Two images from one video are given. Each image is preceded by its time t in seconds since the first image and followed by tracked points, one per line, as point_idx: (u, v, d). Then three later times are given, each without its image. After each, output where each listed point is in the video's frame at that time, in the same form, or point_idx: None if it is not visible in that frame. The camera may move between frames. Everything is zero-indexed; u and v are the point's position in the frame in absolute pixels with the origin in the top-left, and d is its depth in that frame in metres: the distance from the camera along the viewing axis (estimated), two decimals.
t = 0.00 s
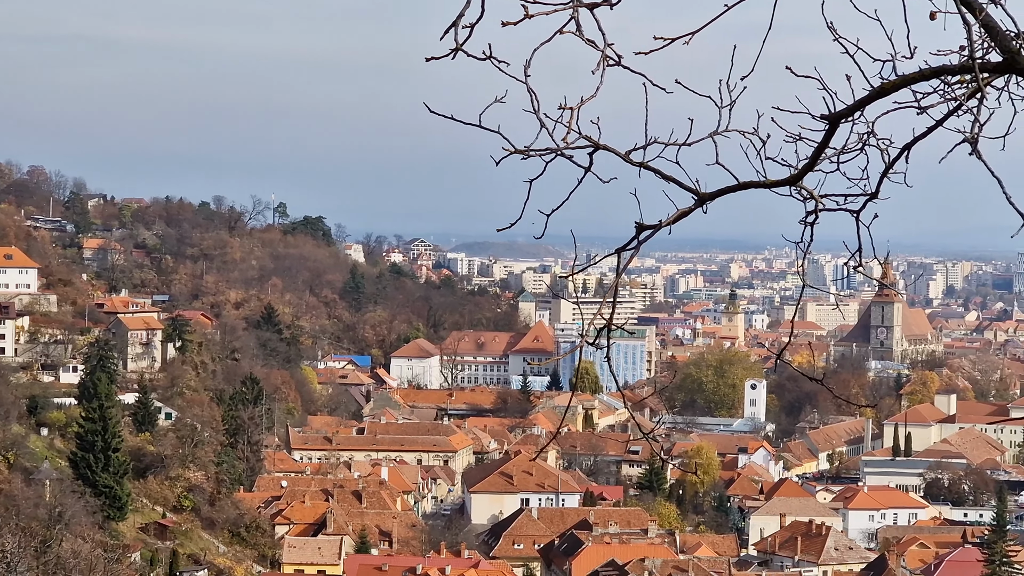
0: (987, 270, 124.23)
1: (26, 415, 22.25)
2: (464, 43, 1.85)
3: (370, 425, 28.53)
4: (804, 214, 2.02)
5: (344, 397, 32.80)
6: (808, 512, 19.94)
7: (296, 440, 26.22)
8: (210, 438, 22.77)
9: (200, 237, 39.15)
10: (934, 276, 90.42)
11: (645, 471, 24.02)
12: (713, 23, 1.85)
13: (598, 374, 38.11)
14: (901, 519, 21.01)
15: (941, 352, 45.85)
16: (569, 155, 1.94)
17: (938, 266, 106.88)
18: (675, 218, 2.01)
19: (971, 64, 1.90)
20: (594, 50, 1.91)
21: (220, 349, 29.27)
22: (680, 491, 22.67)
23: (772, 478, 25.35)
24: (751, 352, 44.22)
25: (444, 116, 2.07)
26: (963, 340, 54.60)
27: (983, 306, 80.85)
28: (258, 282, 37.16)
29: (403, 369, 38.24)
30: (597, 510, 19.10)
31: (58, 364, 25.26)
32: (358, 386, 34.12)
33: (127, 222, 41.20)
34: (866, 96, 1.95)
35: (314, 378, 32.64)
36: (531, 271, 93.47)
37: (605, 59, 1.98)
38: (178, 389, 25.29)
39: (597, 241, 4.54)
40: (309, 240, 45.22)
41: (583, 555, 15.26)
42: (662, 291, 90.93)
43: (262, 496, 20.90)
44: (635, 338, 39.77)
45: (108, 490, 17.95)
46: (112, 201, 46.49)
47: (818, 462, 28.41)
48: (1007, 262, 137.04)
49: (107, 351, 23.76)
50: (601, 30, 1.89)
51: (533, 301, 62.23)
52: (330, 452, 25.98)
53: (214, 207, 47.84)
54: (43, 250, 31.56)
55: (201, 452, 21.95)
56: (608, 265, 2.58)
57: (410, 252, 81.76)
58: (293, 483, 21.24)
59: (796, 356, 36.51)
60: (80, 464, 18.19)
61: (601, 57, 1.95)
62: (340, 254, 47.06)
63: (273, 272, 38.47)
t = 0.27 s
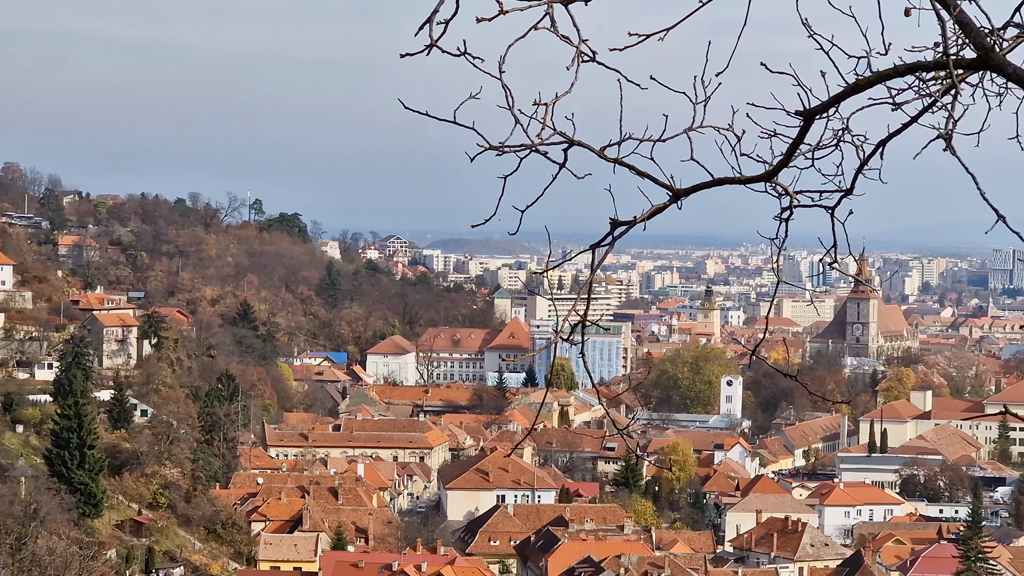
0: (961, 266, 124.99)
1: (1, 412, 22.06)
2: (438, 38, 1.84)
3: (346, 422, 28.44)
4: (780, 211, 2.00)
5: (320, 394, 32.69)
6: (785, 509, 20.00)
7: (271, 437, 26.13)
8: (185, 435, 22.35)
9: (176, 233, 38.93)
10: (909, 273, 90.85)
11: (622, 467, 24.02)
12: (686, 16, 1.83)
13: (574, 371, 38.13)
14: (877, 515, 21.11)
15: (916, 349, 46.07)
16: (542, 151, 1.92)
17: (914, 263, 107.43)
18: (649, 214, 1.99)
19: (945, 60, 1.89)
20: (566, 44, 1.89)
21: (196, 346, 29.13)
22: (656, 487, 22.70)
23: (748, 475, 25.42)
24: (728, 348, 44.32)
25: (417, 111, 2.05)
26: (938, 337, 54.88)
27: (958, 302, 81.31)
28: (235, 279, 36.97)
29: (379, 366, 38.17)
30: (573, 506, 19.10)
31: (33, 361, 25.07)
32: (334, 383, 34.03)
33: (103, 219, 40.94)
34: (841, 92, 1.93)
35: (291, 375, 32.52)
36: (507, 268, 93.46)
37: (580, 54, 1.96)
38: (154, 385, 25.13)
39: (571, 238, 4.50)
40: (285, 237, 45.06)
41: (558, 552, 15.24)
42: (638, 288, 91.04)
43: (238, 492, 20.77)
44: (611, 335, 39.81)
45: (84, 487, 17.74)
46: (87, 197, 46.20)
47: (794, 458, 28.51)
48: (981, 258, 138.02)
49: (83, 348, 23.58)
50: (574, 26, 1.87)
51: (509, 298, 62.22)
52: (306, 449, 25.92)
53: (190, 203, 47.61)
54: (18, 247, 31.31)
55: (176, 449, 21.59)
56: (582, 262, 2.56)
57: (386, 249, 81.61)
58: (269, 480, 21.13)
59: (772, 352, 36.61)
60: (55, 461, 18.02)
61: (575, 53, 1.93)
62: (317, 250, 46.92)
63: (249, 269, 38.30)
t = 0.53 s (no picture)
0: (933, 262, 125.87)
1: None
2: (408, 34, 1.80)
3: (320, 418, 28.32)
4: (754, 207, 1.97)
5: (294, 391, 32.56)
6: (758, 505, 20.07)
7: (245, 434, 26.03)
8: (158, 431, 22.09)
9: (149, 230, 38.68)
10: (882, 270, 91.42)
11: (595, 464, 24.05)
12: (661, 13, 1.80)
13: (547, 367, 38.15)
14: (851, 511, 21.21)
15: (888, 345, 46.38)
16: (514, 148, 1.89)
17: (885, 259, 108.11)
18: (621, 210, 1.97)
19: (920, 57, 1.86)
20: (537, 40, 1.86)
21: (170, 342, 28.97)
22: (629, 484, 22.73)
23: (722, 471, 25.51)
24: (701, 344, 44.45)
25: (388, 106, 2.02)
26: (911, 333, 55.21)
27: (930, 298, 81.85)
28: (208, 276, 36.74)
29: (351, 362, 38.09)
30: (546, 503, 19.10)
31: (5, 357, 24.86)
32: (307, 380, 33.92)
33: (76, 215, 40.66)
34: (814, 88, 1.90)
35: (264, 371, 32.38)
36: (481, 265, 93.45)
37: (552, 50, 1.93)
38: (127, 382, 24.94)
39: (544, 233, 4.48)
40: (259, 234, 44.88)
41: (532, 547, 15.23)
42: (612, 284, 91.24)
43: (211, 489, 20.65)
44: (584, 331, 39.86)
45: (56, 483, 17.53)
46: (59, 193, 45.87)
47: (767, 454, 28.62)
48: (952, 254, 139.06)
49: (55, 345, 23.38)
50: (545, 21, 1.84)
51: (483, 294, 62.22)
52: (279, 446, 25.79)
53: (163, 199, 47.35)
54: None
55: (150, 446, 21.35)
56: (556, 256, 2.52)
57: (360, 245, 81.46)
58: (243, 476, 21.04)
59: (746, 349, 36.76)
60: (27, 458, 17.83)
61: (547, 49, 1.90)
62: (290, 247, 46.75)
63: (223, 265, 38.12)
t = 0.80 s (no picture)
0: (908, 260, 126.41)
1: None
2: (384, 31, 1.80)
3: (295, 416, 28.17)
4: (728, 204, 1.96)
5: (269, 388, 32.42)
6: (734, 503, 20.11)
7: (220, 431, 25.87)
8: (134, 429, 21.81)
9: (124, 227, 38.44)
10: (857, 268, 91.79)
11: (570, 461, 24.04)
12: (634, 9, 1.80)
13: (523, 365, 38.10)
14: (826, 509, 21.27)
15: (864, 343, 46.57)
16: (487, 145, 1.89)
17: (860, 257, 108.56)
18: (596, 207, 1.95)
19: (893, 55, 1.86)
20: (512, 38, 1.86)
21: (145, 340, 28.79)
22: (604, 482, 22.73)
23: (697, 468, 25.55)
24: (676, 342, 44.51)
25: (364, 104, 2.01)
26: (886, 331, 55.42)
27: (905, 296, 82.20)
28: (183, 273, 36.52)
29: (327, 360, 37.94)
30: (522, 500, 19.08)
31: None
32: (283, 377, 33.77)
33: (51, 213, 40.38)
34: (788, 86, 1.90)
35: (239, 369, 32.22)
36: (457, 263, 93.30)
37: (526, 48, 1.93)
38: (102, 380, 24.73)
39: (519, 230, 4.44)
40: (234, 231, 44.67)
41: (507, 546, 15.19)
42: (588, 282, 91.30)
43: (187, 487, 20.54)
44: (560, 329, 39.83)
45: (31, 482, 17.37)
46: (33, 190, 45.54)
47: (743, 452, 28.68)
48: (927, 252, 139.67)
49: (30, 343, 23.17)
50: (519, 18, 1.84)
51: (459, 292, 62.12)
52: (255, 444, 25.56)
53: (138, 196, 47.07)
54: None
55: (125, 443, 21.13)
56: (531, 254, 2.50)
57: (336, 243, 81.20)
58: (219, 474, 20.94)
59: (722, 346, 36.82)
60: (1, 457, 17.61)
61: (521, 47, 1.90)
62: (266, 244, 46.55)
63: (198, 263, 37.91)
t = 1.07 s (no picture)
0: (882, 258, 126.98)
1: None
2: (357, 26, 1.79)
3: (271, 413, 27.99)
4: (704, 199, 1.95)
5: (246, 386, 32.25)
6: (710, 500, 20.16)
7: (196, 428, 25.70)
8: (109, 426, 21.55)
9: (100, 224, 38.17)
10: (831, 266, 92.22)
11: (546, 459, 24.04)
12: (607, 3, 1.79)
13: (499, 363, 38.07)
14: (802, 506, 21.33)
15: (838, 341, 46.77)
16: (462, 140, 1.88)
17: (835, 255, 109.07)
18: (571, 203, 1.93)
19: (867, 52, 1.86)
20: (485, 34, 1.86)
21: (120, 337, 28.61)
22: (581, 479, 22.72)
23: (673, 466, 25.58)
24: (652, 340, 44.58)
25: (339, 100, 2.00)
26: (860, 329, 55.66)
27: (880, 294, 82.62)
28: (159, 270, 36.31)
29: (303, 357, 37.82)
30: (498, 498, 19.04)
31: None
32: (259, 374, 33.63)
33: (25, 208, 40.06)
34: (763, 83, 1.89)
35: (215, 366, 32.05)
36: (433, 260, 93.10)
37: (500, 44, 1.92)
38: (78, 376, 24.49)
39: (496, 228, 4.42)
40: (210, 228, 44.42)
41: (482, 543, 15.15)
42: (564, 280, 91.33)
43: (163, 484, 20.40)
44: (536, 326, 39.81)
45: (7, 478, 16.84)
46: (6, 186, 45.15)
47: (719, 449, 28.76)
48: (900, 251, 140.44)
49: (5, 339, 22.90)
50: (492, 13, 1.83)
51: (434, 289, 62.00)
52: (231, 440, 25.41)
53: (113, 192, 46.75)
54: None
55: (101, 440, 20.92)
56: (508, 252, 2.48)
57: (312, 240, 80.88)
58: (194, 471, 20.81)
59: (698, 344, 36.90)
60: None
61: (495, 42, 1.89)
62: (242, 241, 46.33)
63: (175, 260, 37.70)
